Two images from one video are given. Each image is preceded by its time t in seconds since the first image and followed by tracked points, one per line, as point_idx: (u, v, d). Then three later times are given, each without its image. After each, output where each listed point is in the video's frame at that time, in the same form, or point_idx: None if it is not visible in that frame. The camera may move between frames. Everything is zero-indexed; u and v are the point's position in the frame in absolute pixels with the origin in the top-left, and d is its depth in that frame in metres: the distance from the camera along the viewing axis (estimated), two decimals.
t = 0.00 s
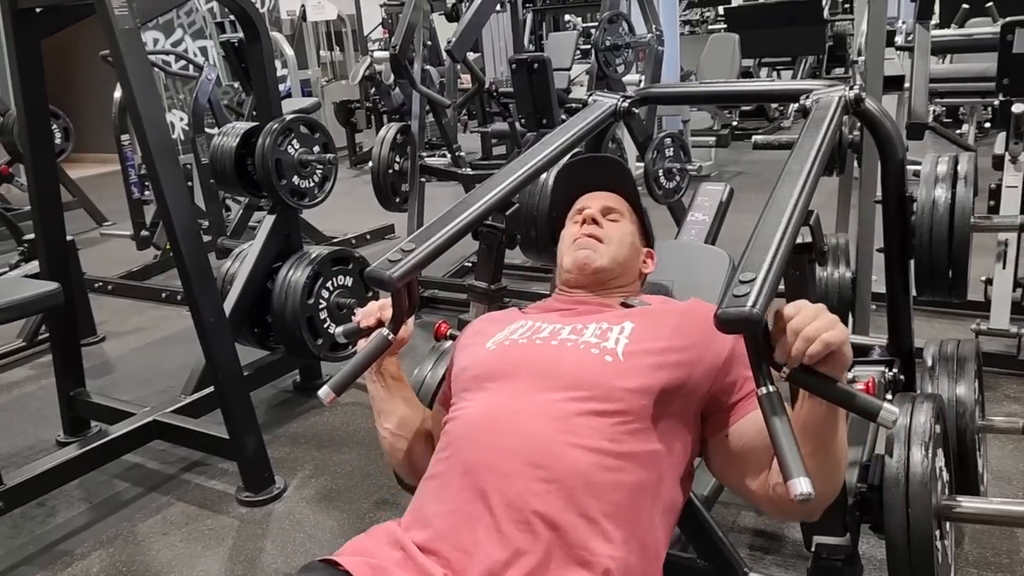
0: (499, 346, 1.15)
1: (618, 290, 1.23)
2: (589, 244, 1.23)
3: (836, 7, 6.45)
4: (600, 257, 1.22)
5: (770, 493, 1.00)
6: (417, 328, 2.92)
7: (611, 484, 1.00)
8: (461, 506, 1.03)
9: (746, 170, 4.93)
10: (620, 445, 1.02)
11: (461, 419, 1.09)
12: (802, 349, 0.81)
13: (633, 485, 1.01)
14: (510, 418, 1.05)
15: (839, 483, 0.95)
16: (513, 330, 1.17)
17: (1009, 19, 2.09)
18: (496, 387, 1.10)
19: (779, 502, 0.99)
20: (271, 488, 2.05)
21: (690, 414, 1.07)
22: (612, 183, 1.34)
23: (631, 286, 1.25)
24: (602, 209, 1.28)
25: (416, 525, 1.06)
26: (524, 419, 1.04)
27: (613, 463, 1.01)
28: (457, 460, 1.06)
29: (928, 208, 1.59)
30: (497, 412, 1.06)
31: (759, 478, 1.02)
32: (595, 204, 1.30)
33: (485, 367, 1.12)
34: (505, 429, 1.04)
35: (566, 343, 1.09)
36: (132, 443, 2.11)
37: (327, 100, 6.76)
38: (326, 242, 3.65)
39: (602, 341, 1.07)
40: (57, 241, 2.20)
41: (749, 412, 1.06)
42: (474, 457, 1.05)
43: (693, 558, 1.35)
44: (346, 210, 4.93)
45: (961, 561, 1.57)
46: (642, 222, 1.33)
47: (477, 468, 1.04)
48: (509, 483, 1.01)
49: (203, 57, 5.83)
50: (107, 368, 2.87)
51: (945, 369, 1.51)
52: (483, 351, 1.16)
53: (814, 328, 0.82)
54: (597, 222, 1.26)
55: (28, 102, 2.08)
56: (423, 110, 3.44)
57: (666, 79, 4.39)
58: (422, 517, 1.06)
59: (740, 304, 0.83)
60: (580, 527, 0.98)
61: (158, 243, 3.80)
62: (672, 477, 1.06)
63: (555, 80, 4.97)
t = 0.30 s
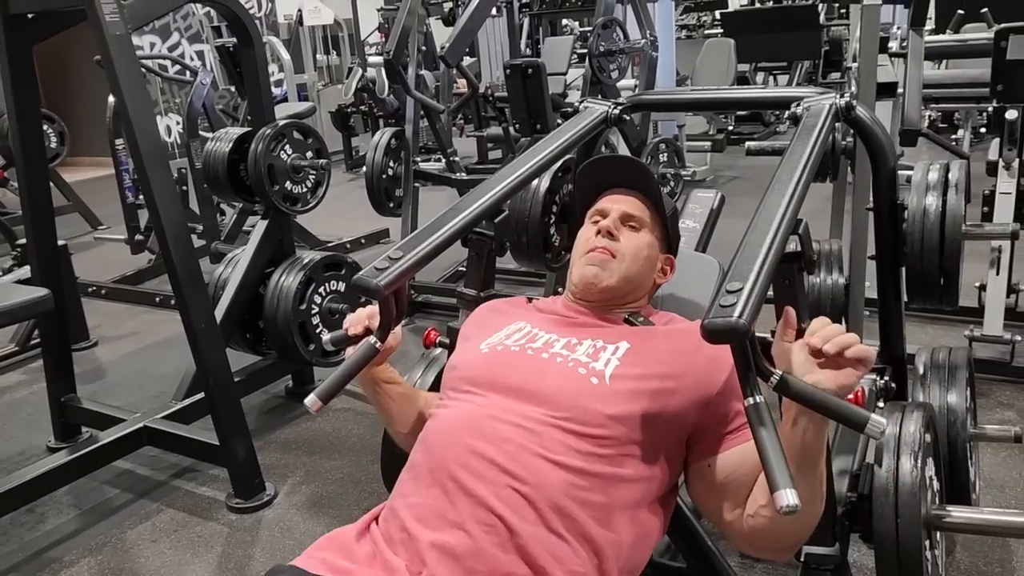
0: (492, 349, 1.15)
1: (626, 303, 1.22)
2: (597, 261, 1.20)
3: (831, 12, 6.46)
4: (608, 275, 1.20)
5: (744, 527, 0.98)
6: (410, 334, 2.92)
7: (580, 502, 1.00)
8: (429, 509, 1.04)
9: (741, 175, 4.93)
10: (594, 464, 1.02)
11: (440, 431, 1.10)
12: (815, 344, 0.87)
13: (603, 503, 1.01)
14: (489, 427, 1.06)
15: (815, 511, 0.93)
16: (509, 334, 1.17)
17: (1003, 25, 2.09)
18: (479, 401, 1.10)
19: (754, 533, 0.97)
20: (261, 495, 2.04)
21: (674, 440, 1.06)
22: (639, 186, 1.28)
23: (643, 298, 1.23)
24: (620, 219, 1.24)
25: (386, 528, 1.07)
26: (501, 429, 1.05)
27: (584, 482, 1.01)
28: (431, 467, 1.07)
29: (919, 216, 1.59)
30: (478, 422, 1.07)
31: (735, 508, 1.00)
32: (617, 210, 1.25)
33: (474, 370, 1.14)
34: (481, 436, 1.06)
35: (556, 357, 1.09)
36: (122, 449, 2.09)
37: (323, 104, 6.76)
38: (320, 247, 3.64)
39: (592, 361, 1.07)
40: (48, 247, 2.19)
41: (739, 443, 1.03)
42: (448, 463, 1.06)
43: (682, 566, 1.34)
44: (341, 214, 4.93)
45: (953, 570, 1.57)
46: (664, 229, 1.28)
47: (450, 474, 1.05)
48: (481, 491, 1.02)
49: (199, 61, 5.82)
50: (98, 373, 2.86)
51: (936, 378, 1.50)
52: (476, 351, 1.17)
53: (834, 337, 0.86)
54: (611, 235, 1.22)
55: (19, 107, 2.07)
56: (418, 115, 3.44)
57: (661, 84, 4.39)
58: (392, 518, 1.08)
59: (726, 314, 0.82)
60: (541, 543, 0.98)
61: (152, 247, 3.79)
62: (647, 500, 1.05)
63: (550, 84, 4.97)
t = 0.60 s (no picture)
0: (473, 358, 1.15)
1: (598, 310, 1.22)
2: (566, 271, 1.20)
3: (825, 17, 6.47)
4: (577, 285, 1.19)
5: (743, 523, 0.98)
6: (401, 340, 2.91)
7: (572, 505, 1.00)
8: (420, 518, 1.03)
9: (735, 180, 4.93)
10: (584, 467, 1.01)
11: (427, 437, 1.09)
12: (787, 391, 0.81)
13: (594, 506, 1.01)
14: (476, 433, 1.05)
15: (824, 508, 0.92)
16: (489, 343, 1.17)
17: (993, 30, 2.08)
18: (465, 406, 1.09)
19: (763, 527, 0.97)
20: (251, 502, 2.03)
21: (663, 440, 1.05)
22: (599, 188, 1.28)
23: (614, 303, 1.23)
24: (582, 226, 1.24)
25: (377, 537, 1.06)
26: (489, 434, 1.04)
27: (575, 486, 1.00)
28: (419, 475, 1.06)
29: (906, 223, 1.58)
30: (465, 428, 1.06)
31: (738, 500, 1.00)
32: (578, 217, 1.25)
33: (457, 378, 1.13)
34: (469, 442, 1.05)
35: (539, 361, 1.09)
36: (111, 457, 2.08)
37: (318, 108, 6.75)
38: (314, 252, 3.63)
39: (575, 363, 1.06)
40: (37, 253, 2.18)
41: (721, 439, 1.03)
42: (437, 471, 1.05)
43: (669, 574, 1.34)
44: (336, 219, 4.92)
45: None
46: (628, 228, 1.28)
47: (439, 480, 1.04)
48: (470, 497, 1.01)
49: (193, 66, 5.82)
50: (90, 379, 2.85)
51: (925, 384, 1.50)
52: (456, 362, 1.16)
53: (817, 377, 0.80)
54: (575, 244, 1.22)
55: (7, 114, 2.06)
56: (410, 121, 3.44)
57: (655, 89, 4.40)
58: (379, 527, 1.07)
59: (707, 324, 0.82)
60: (535, 548, 0.98)
61: (144, 253, 3.78)
62: (638, 500, 1.04)
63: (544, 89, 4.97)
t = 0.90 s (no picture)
0: (478, 359, 1.14)
1: (603, 312, 1.21)
2: (568, 273, 1.19)
3: (818, 18, 6.48)
4: (579, 285, 1.19)
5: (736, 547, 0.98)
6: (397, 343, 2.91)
7: (575, 512, 0.99)
8: (419, 523, 1.02)
9: (729, 181, 4.93)
10: (589, 475, 1.00)
11: (429, 443, 1.08)
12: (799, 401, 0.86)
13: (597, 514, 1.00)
14: (480, 437, 1.04)
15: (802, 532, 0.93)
16: (494, 345, 1.16)
17: (984, 30, 2.07)
18: (468, 412, 1.08)
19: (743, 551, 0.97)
20: (245, 507, 2.02)
21: (665, 452, 1.05)
22: (598, 190, 1.28)
23: (617, 305, 1.23)
24: (583, 228, 1.24)
25: (373, 542, 1.05)
26: (493, 439, 1.03)
27: (578, 493, 1.00)
28: (420, 479, 1.05)
29: (901, 222, 1.58)
30: (468, 433, 1.05)
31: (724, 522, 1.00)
32: (577, 219, 1.25)
33: (461, 381, 1.12)
34: (471, 446, 1.04)
35: (546, 367, 1.08)
36: (103, 462, 2.07)
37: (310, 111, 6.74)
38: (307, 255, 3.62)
39: (582, 369, 1.06)
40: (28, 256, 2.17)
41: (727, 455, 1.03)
42: (437, 475, 1.04)
43: None
44: (329, 222, 4.91)
45: None
46: (628, 229, 1.28)
47: (439, 484, 1.03)
48: (473, 501, 1.00)
49: (184, 68, 5.80)
50: (82, 384, 2.83)
51: (921, 384, 1.49)
52: (460, 363, 1.16)
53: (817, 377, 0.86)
54: (576, 246, 1.21)
55: None
56: (403, 122, 3.43)
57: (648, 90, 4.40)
58: (377, 533, 1.06)
59: (710, 322, 0.81)
60: (537, 554, 0.97)
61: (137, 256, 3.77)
62: (637, 511, 1.04)
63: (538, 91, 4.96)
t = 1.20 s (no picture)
0: (479, 372, 1.13)
1: (603, 316, 1.21)
2: (564, 276, 1.19)
3: (807, 16, 6.51)
4: (575, 288, 1.18)
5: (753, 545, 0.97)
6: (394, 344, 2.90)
7: (584, 519, 0.98)
8: (429, 541, 1.02)
9: (721, 179, 4.94)
10: (596, 481, 1.00)
11: (433, 457, 1.08)
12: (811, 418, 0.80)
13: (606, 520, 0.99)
14: (484, 450, 1.04)
15: (820, 528, 0.92)
16: (494, 355, 1.15)
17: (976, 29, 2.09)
18: (471, 426, 1.08)
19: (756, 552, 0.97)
20: (243, 510, 2.01)
21: (671, 457, 1.04)
22: (598, 193, 1.27)
23: (617, 307, 1.22)
24: (581, 231, 1.23)
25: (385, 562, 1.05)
26: (499, 450, 1.03)
27: (587, 499, 0.99)
28: (427, 497, 1.05)
29: (903, 220, 1.59)
30: (472, 446, 1.05)
31: (735, 522, 1.00)
32: (576, 222, 1.24)
33: (461, 395, 1.12)
34: (476, 461, 1.04)
35: (546, 375, 1.07)
36: (98, 465, 2.05)
37: (300, 111, 6.71)
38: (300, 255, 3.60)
39: (583, 376, 1.05)
40: (19, 259, 2.14)
41: (737, 454, 1.03)
42: (444, 490, 1.04)
43: None
44: (321, 222, 4.88)
45: (942, 572, 1.57)
46: (630, 232, 1.27)
47: (447, 498, 1.03)
48: (477, 516, 1.00)
49: (173, 68, 5.76)
50: (74, 387, 2.81)
51: (923, 380, 1.50)
52: (461, 376, 1.15)
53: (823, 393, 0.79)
54: (573, 249, 1.20)
55: None
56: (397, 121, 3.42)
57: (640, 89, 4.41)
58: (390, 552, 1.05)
59: (723, 319, 0.81)
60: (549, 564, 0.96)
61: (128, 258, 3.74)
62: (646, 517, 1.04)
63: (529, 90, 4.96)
